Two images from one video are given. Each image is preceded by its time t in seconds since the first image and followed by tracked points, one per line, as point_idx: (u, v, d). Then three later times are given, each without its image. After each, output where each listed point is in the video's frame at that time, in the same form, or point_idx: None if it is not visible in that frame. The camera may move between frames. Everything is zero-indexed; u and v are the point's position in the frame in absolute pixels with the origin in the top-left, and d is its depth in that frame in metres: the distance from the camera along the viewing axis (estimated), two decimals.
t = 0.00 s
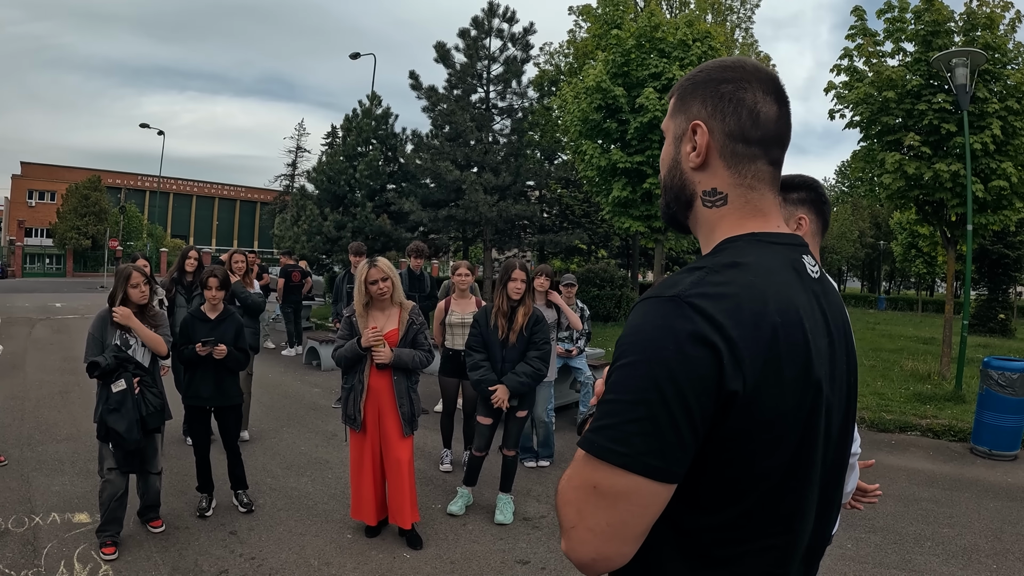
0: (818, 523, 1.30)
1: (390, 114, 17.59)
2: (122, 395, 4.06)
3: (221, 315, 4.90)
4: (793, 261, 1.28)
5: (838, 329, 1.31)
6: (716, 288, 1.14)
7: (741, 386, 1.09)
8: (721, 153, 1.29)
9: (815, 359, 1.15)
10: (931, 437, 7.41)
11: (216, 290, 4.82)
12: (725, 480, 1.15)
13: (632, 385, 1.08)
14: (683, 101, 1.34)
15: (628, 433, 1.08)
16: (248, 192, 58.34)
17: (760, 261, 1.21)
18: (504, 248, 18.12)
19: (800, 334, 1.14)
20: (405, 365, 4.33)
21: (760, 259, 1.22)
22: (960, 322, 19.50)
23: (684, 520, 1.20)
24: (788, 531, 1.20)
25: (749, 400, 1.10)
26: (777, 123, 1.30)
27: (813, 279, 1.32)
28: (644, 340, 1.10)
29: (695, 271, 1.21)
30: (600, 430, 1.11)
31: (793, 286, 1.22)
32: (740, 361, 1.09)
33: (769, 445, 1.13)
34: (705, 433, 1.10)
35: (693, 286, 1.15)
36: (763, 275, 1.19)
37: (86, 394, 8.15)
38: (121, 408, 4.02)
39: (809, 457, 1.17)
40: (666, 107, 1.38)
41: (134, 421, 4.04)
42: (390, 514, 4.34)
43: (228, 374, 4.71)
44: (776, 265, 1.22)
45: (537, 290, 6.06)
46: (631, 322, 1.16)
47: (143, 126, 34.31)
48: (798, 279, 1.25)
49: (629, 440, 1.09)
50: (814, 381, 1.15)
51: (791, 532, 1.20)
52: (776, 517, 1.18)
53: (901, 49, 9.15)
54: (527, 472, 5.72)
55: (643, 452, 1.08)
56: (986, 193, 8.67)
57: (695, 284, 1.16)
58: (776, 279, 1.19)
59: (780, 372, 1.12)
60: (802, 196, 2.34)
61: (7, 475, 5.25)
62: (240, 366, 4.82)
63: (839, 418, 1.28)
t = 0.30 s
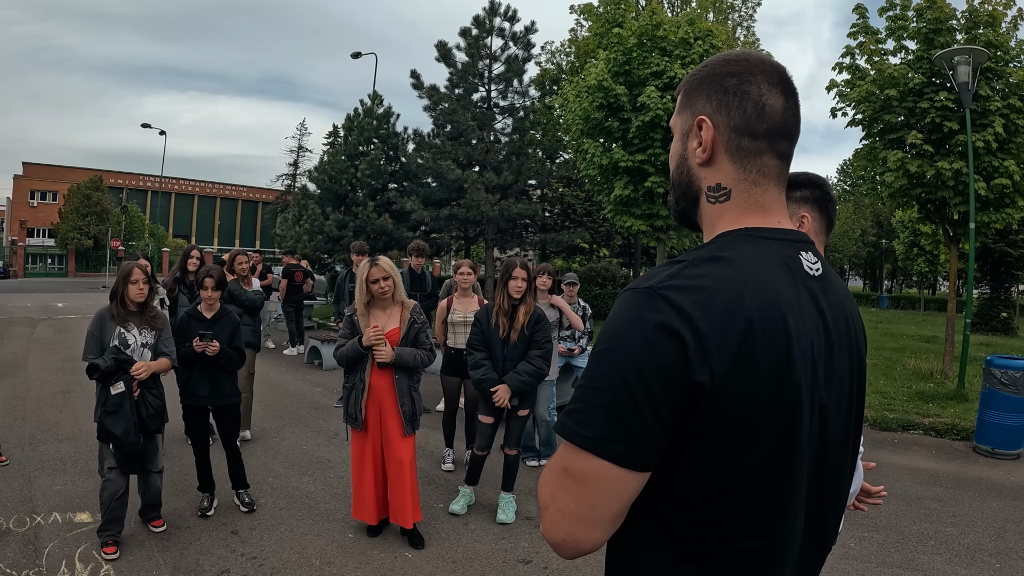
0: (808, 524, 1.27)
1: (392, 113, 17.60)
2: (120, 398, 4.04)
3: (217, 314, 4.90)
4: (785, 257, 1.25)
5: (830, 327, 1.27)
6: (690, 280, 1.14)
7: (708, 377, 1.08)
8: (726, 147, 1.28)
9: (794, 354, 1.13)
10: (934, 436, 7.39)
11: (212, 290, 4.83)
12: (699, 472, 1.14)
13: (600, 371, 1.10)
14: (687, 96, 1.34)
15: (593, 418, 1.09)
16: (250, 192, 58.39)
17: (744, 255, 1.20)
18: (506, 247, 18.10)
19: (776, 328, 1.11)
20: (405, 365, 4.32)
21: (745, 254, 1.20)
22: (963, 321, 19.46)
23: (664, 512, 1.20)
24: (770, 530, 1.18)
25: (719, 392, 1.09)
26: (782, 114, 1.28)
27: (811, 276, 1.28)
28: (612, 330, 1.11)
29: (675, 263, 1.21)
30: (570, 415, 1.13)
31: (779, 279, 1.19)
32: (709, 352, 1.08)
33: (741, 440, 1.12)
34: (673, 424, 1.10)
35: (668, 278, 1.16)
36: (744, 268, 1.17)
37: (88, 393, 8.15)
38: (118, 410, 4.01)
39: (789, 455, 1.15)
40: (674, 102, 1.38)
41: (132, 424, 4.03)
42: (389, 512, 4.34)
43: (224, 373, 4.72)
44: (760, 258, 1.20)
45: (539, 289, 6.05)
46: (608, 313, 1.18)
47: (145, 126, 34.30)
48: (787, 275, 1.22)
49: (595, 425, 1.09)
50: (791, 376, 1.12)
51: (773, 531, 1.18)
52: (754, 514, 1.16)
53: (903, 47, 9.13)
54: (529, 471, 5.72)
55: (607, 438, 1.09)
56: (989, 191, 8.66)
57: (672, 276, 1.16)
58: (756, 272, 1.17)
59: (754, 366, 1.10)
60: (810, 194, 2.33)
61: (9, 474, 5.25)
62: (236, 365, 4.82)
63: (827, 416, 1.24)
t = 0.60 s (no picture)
0: (807, 528, 1.27)
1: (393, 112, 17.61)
2: (115, 401, 4.04)
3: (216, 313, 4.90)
4: (795, 257, 1.25)
5: (834, 329, 1.26)
6: (696, 276, 1.14)
7: (710, 376, 1.08)
8: (750, 146, 1.27)
9: (798, 355, 1.12)
10: (936, 435, 7.37)
11: (211, 291, 4.84)
12: (697, 471, 1.14)
13: (603, 366, 1.10)
14: (707, 90, 1.32)
15: (595, 414, 1.10)
16: (251, 192, 58.43)
17: (750, 253, 1.20)
18: (507, 246, 18.09)
19: (780, 330, 1.11)
20: (405, 365, 4.32)
21: (752, 252, 1.20)
22: (964, 320, 19.41)
23: (662, 507, 1.19)
24: (768, 533, 1.17)
25: (722, 390, 1.09)
26: (805, 114, 1.29)
27: (821, 279, 1.29)
28: (617, 325, 1.11)
29: (682, 260, 1.21)
30: (571, 410, 1.13)
31: (786, 280, 1.19)
32: (713, 350, 1.08)
33: (741, 440, 1.11)
34: (674, 421, 1.11)
35: (675, 274, 1.15)
36: (750, 267, 1.17)
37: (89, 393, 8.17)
38: (111, 414, 4.01)
39: (790, 457, 1.15)
40: (692, 94, 1.36)
41: (123, 428, 4.02)
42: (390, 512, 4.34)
43: (223, 372, 4.72)
44: (766, 257, 1.20)
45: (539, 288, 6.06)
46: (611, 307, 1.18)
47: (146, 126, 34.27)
48: (795, 276, 1.22)
49: (597, 420, 1.10)
50: (793, 378, 1.12)
51: (771, 534, 1.18)
52: (753, 516, 1.16)
53: (904, 45, 9.11)
54: (530, 470, 5.72)
55: (609, 434, 1.09)
56: (990, 189, 8.65)
57: (677, 273, 1.16)
58: (763, 270, 1.17)
59: (758, 366, 1.10)
60: (812, 189, 2.32)
61: (10, 474, 5.26)
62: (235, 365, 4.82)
63: (827, 419, 1.24)
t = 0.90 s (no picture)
0: (819, 527, 1.28)
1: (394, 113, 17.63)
2: (110, 409, 3.92)
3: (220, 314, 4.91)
4: (809, 260, 1.28)
5: (847, 332, 1.29)
6: (724, 277, 1.14)
7: (743, 376, 1.08)
8: (770, 152, 1.27)
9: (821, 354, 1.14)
10: (937, 435, 7.37)
11: (215, 293, 4.85)
12: (724, 471, 1.14)
13: (636, 366, 1.08)
14: (725, 92, 1.31)
15: (627, 417, 1.09)
16: (253, 192, 58.45)
17: (770, 254, 1.21)
18: (509, 247, 18.10)
19: (806, 330, 1.13)
20: (408, 365, 4.32)
21: (772, 254, 1.22)
22: (967, 320, 19.38)
23: (683, 508, 1.19)
24: (787, 532, 1.18)
25: (751, 390, 1.09)
26: (818, 125, 1.32)
27: (828, 281, 1.32)
28: (649, 324, 1.09)
29: (705, 260, 1.20)
30: (600, 412, 1.12)
31: (805, 283, 1.21)
32: (745, 350, 1.08)
33: (768, 439, 1.12)
34: (704, 421, 1.11)
35: (702, 274, 1.15)
36: (773, 268, 1.18)
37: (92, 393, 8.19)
38: (104, 422, 3.91)
39: (811, 456, 1.16)
40: (706, 93, 1.33)
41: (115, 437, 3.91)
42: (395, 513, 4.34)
43: (228, 372, 4.72)
44: (785, 259, 1.22)
45: (541, 289, 6.05)
46: (637, 307, 1.17)
47: (148, 126, 34.27)
48: (811, 279, 1.24)
49: (629, 422, 1.09)
50: (818, 377, 1.14)
51: (789, 533, 1.19)
52: (774, 516, 1.17)
53: (906, 45, 9.10)
54: (532, 470, 5.72)
55: (642, 436, 1.09)
56: (992, 190, 8.63)
57: (704, 273, 1.15)
58: (784, 273, 1.18)
59: (784, 366, 1.11)
60: (812, 190, 2.33)
61: (13, 475, 5.28)
62: (240, 364, 4.83)
63: (842, 418, 1.26)
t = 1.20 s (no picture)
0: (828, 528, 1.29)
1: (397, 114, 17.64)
2: (111, 400, 3.98)
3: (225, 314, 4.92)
4: (817, 261, 1.29)
5: (854, 333, 1.30)
6: (739, 278, 1.14)
7: (759, 377, 1.09)
8: (770, 153, 1.28)
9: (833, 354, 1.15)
10: (940, 437, 7.36)
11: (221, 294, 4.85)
12: (738, 473, 1.14)
13: (653, 367, 1.09)
14: (726, 94, 1.31)
15: (645, 419, 1.09)
16: (256, 193, 58.54)
17: (782, 256, 1.22)
18: (512, 247, 18.10)
19: (819, 331, 1.14)
20: (411, 366, 4.33)
21: (784, 255, 1.22)
22: (970, 321, 19.35)
23: (695, 511, 1.20)
24: (799, 533, 1.19)
25: (766, 392, 1.10)
26: (819, 127, 1.32)
27: (833, 281, 1.32)
28: (666, 324, 1.10)
29: (718, 261, 1.21)
30: (617, 414, 1.12)
31: (815, 285, 1.21)
32: (760, 352, 1.09)
33: (781, 440, 1.12)
34: (720, 422, 1.11)
35: (717, 275, 1.15)
36: (785, 270, 1.19)
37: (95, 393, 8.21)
38: (105, 413, 3.96)
39: (823, 457, 1.16)
40: (707, 97, 1.34)
41: (116, 428, 3.96)
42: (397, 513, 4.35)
43: (234, 373, 4.73)
44: (797, 261, 1.23)
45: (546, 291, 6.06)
46: (652, 308, 1.17)
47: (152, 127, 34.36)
48: (820, 280, 1.25)
49: (645, 424, 1.09)
50: (830, 377, 1.14)
51: (801, 534, 1.19)
52: (786, 517, 1.17)
53: (909, 46, 9.09)
54: (535, 471, 5.73)
55: (659, 438, 1.09)
56: (996, 191, 8.61)
57: (719, 274, 1.15)
58: (796, 274, 1.19)
59: (798, 367, 1.11)
60: (815, 191, 2.32)
61: (17, 474, 5.29)
62: (246, 365, 4.83)
63: (850, 419, 1.27)
